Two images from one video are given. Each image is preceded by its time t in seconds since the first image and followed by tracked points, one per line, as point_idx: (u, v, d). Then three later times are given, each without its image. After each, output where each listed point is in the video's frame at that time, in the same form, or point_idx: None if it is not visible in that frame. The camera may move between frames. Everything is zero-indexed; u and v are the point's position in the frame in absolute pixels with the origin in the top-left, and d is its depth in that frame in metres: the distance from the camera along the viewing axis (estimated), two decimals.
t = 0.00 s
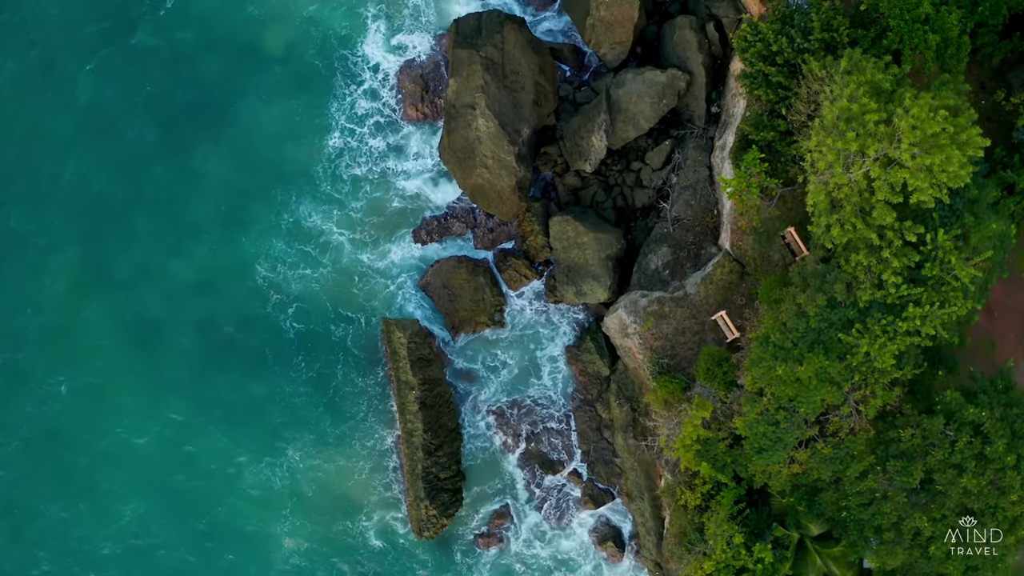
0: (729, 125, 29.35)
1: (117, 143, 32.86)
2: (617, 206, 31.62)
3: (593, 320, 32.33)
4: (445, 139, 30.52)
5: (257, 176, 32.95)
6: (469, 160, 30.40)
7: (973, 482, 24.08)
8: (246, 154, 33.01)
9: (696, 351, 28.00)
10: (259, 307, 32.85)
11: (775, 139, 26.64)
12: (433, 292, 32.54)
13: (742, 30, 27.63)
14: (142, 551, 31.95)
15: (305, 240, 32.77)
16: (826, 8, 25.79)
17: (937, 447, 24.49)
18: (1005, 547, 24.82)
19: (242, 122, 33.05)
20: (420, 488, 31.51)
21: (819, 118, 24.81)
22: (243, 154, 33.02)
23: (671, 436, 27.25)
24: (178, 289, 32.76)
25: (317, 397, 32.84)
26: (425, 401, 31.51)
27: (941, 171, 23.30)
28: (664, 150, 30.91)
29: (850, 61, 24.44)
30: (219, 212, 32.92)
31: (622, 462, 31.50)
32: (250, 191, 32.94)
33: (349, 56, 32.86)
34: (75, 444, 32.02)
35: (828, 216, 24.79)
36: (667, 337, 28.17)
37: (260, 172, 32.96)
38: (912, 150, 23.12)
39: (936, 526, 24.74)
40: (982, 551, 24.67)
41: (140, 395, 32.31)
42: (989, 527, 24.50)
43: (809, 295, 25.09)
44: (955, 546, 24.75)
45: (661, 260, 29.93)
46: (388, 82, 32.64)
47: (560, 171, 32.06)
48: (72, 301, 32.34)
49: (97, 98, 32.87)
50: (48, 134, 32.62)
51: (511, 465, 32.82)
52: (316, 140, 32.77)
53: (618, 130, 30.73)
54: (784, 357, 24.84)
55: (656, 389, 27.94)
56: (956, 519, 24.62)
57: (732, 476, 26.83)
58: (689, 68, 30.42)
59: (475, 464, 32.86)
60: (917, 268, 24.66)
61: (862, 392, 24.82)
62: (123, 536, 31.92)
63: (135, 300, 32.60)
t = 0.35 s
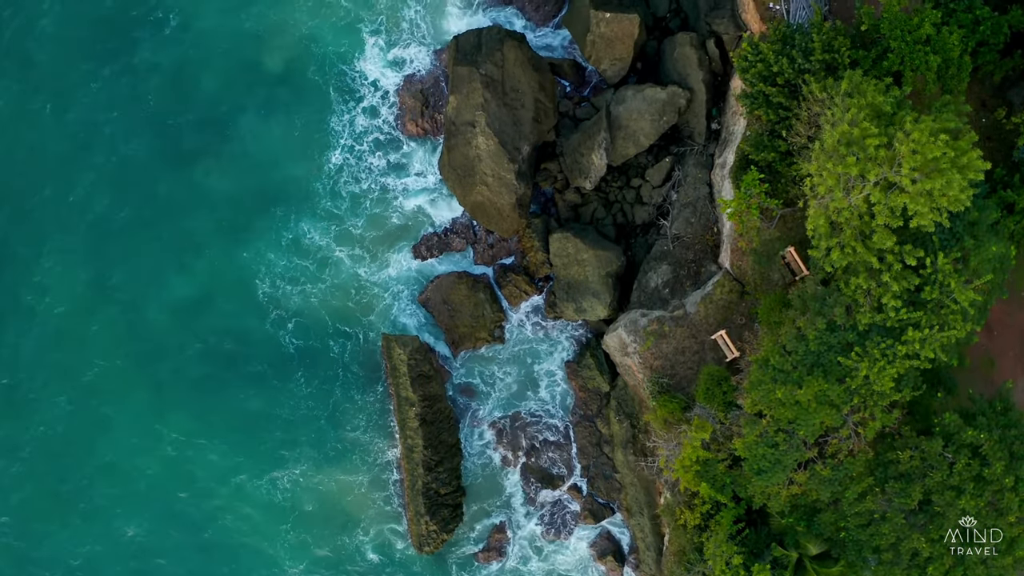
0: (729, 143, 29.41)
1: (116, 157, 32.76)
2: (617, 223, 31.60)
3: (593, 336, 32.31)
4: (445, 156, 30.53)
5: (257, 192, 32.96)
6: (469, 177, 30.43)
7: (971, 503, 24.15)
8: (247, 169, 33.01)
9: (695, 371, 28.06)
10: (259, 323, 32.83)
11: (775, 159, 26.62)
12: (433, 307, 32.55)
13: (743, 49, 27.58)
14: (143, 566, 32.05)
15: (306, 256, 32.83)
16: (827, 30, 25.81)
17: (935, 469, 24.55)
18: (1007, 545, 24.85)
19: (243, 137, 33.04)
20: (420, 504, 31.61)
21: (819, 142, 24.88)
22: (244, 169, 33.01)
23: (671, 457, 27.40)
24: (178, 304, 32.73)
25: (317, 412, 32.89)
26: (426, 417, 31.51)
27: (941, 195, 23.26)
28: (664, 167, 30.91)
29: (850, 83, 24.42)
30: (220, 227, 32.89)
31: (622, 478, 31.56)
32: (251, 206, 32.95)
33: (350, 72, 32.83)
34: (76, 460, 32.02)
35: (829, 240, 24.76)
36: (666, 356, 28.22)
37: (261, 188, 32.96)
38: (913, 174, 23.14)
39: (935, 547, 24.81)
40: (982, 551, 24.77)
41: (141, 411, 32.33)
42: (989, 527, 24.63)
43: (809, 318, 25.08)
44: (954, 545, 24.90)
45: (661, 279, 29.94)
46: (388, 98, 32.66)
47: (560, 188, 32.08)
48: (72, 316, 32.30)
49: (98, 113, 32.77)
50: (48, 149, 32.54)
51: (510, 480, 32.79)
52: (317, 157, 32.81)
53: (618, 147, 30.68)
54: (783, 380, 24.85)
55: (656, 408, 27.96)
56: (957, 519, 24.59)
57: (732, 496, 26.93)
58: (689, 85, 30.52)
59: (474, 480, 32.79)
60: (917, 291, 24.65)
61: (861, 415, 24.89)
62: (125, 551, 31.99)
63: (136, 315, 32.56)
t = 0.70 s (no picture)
0: (729, 163, 29.35)
1: (116, 174, 32.72)
2: (617, 241, 31.67)
3: (593, 353, 32.38)
4: (445, 175, 30.58)
5: (258, 209, 32.96)
6: (469, 196, 30.50)
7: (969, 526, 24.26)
8: (247, 186, 33.01)
9: (695, 392, 28.15)
10: (259, 340, 32.84)
11: (775, 182, 26.61)
12: (433, 325, 32.60)
13: (744, 71, 27.58)
14: None
15: (305, 272, 32.87)
16: (828, 53, 25.82)
17: (933, 493, 24.71)
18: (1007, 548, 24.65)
19: (243, 153, 33.02)
20: (421, 521, 31.78)
21: (819, 168, 24.90)
22: (244, 186, 33.01)
23: (671, 479, 27.61)
24: (178, 320, 32.71)
25: (318, 428, 33.00)
26: (426, 435, 31.56)
27: (940, 222, 23.28)
28: (664, 186, 30.89)
29: (850, 107, 24.44)
30: (220, 244, 32.90)
31: (621, 494, 31.69)
32: (251, 223, 32.95)
33: (350, 89, 32.78)
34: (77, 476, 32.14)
35: (829, 266, 24.77)
36: (666, 378, 28.31)
37: (261, 205, 32.96)
38: (913, 202, 23.15)
39: (932, 570, 24.98)
40: (982, 551, 24.64)
41: (143, 427, 32.44)
42: (989, 527, 24.53)
43: (809, 343, 25.14)
44: (954, 545, 24.75)
45: (661, 298, 29.98)
46: (388, 115, 32.64)
47: (560, 206, 32.06)
48: (72, 333, 32.25)
49: (98, 130, 32.73)
50: (48, 166, 32.49)
51: (509, 497, 32.88)
52: (317, 174, 32.79)
53: (618, 166, 30.64)
54: (782, 406, 24.91)
55: (656, 430, 28.04)
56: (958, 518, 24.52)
57: (731, 518, 27.00)
58: (690, 104, 30.48)
59: (475, 497, 32.91)
60: (917, 316, 24.70)
61: (859, 439, 24.97)
62: (127, 566, 32.17)
63: (137, 332, 32.54)
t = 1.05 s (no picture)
0: (729, 181, 29.38)
1: (117, 188, 32.59)
2: (617, 257, 31.62)
3: (593, 369, 32.44)
4: (445, 193, 30.59)
5: (259, 224, 32.90)
6: (469, 214, 30.51)
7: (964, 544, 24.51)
8: (248, 201, 32.96)
9: (695, 412, 28.24)
10: (259, 356, 32.82)
11: (775, 203, 26.65)
12: (433, 340, 32.63)
13: (745, 91, 27.64)
14: None
15: (306, 288, 32.88)
16: (829, 74, 25.79)
17: (931, 514, 24.86)
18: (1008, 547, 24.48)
19: (244, 168, 32.95)
20: (421, 536, 31.87)
21: (820, 191, 24.91)
22: (245, 201, 32.95)
23: (670, 499, 27.67)
24: (178, 335, 32.60)
25: (318, 443, 32.95)
26: (427, 451, 31.55)
27: (941, 246, 23.28)
28: (664, 203, 30.87)
29: (851, 130, 24.49)
30: (221, 259, 32.87)
31: (621, 510, 31.73)
32: (252, 239, 32.91)
33: (350, 104, 32.74)
34: (76, 490, 31.87)
35: (829, 289, 24.78)
36: (665, 397, 28.39)
37: (262, 220, 32.90)
38: (914, 226, 23.18)
39: None
40: (982, 551, 24.50)
41: (143, 441, 32.34)
42: (988, 527, 24.34)
43: (809, 366, 25.15)
44: (955, 546, 24.63)
45: (661, 316, 30.01)
46: (388, 130, 32.62)
47: (560, 222, 32.00)
48: (71, 347, 32.05)
49: (97, 145, 32.59)
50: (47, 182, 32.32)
51: (508, 512, 32.97)
52: (317, 190, 32.76)
53: (618, 183, 30.66)
54: (781, 429, 24.97)
55: (656, 448, 28.12)
56: (957, 519, 24.56)
57: (730, 538, 26.95)
58: (690, 121, 30.47)
59: (475, 512, 33.00)
60: (916, 338, 24.74)
61: (858, 461, 25.10)
62: None
63: (137, 348, 32.37)
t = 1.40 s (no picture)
0: (729, 201, 29.40)
1: (118, 203, 32.59)
2: (617, 276, 31.68)
3: (593, 387, 32.48)
4: (445, 212, 30.56)
5: (262, 241, 32.90)
6: (469, 233, 30.53)
7: (964, 572, 24.17)
8: (251, 217, 32.94)
9: (694, 433, 28.34)
10: (259, 372, 32.70)
11: (775, 226, 26.61)
12: (433, 358, 32.68)
13: (745, 114, 27.62)
14: None
15: (307, 305, 32.83)
16: (830, 98, 25.78)
17: (930, 537, 24.91)
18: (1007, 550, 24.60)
19: (246, 184, 32.93)
20: (422, 553, 32.03)
21: (820, 217, 24.94)
22: (247, 218, 32.93)
23: (670, 522, 27.71)
24: (179, 351, 32.53)
25: (319, 460, 32.91)
26: (427, 469, 31.64)
27: (941, 274, 23.30)
28: (664, 222, 30.90)
29: (851, 156, 24.51)
30: (223, 275, 32.82)
31: (621, 526, 31.79)
32: (254, 256, 32.87)
33: (350, 121, 32.74)
34: (78, 505, 32.01)
35: (828, 314, 24.82)
36: (665, 419, 28.47)
37: (265, 237, 32.91)
38: (914, 252, 23.17)
39: None
40: (982, 552, 24.45)
41: (143, 457, 32.37)
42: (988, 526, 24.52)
43: (808, 392, 25.30)
44: (955, 546, 24.62)
45: (661, 336, 30.00)
46: (388, 147, 32.61)
47: (560, 240, 32.04)
48: (73, 363, 32.14)
49: (98, 161, 32.55)
50: (49, 199, 32.33)
51: (507, 528, 33.03)
52: (318, 207, 32.77)
53: (619, 202, 30.67)
54: (780, 453, 25.09)
55: (655, 469, 28.24)
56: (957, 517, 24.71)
57: (728, 560, 27.02)
58: (690, 140, 30.44)
59: (474, 528, 33.04)
60: (915, 363, 24.82)
61: (857, 485, 25.03)
62: None
63: (139, 365, 32.36)
